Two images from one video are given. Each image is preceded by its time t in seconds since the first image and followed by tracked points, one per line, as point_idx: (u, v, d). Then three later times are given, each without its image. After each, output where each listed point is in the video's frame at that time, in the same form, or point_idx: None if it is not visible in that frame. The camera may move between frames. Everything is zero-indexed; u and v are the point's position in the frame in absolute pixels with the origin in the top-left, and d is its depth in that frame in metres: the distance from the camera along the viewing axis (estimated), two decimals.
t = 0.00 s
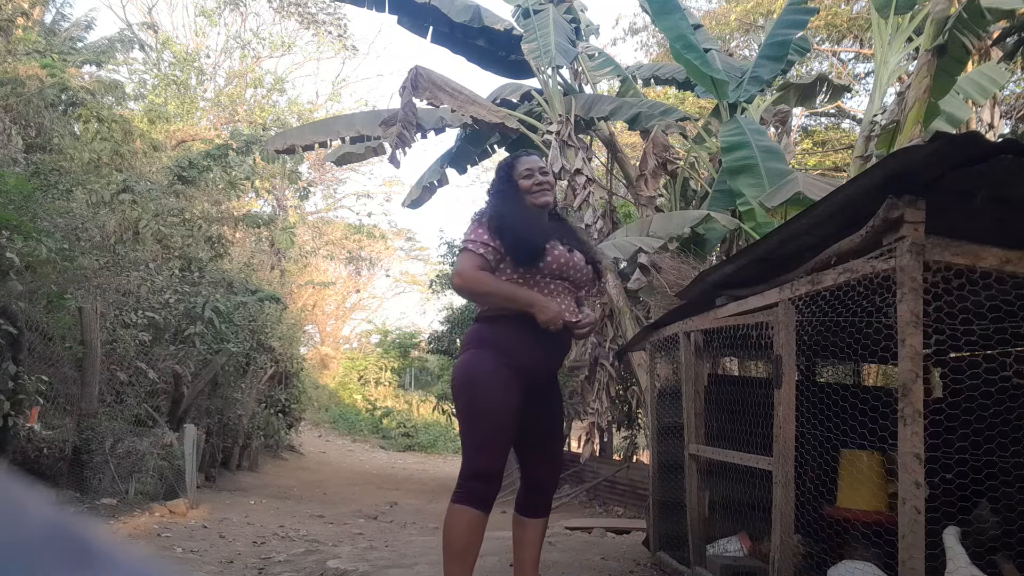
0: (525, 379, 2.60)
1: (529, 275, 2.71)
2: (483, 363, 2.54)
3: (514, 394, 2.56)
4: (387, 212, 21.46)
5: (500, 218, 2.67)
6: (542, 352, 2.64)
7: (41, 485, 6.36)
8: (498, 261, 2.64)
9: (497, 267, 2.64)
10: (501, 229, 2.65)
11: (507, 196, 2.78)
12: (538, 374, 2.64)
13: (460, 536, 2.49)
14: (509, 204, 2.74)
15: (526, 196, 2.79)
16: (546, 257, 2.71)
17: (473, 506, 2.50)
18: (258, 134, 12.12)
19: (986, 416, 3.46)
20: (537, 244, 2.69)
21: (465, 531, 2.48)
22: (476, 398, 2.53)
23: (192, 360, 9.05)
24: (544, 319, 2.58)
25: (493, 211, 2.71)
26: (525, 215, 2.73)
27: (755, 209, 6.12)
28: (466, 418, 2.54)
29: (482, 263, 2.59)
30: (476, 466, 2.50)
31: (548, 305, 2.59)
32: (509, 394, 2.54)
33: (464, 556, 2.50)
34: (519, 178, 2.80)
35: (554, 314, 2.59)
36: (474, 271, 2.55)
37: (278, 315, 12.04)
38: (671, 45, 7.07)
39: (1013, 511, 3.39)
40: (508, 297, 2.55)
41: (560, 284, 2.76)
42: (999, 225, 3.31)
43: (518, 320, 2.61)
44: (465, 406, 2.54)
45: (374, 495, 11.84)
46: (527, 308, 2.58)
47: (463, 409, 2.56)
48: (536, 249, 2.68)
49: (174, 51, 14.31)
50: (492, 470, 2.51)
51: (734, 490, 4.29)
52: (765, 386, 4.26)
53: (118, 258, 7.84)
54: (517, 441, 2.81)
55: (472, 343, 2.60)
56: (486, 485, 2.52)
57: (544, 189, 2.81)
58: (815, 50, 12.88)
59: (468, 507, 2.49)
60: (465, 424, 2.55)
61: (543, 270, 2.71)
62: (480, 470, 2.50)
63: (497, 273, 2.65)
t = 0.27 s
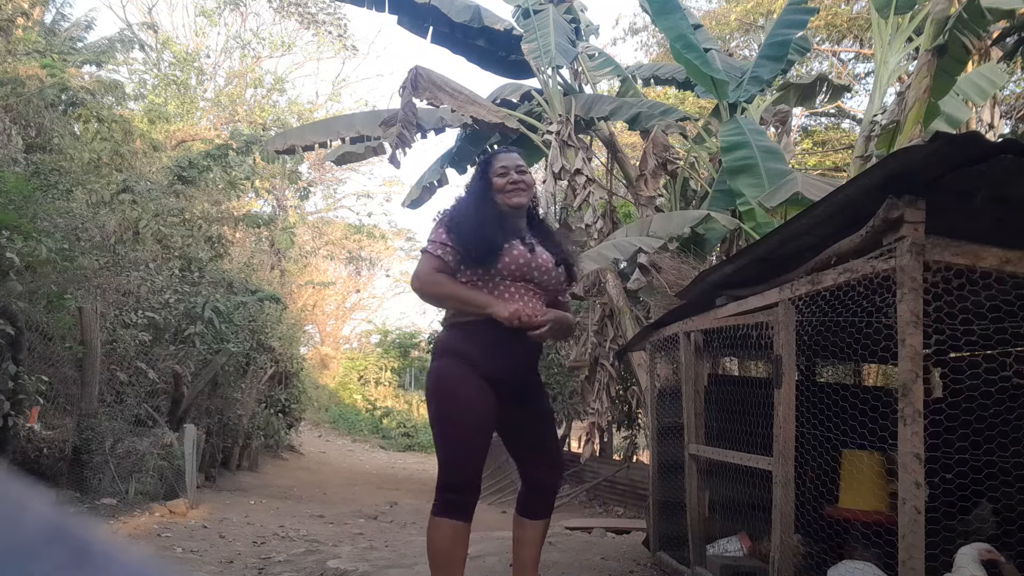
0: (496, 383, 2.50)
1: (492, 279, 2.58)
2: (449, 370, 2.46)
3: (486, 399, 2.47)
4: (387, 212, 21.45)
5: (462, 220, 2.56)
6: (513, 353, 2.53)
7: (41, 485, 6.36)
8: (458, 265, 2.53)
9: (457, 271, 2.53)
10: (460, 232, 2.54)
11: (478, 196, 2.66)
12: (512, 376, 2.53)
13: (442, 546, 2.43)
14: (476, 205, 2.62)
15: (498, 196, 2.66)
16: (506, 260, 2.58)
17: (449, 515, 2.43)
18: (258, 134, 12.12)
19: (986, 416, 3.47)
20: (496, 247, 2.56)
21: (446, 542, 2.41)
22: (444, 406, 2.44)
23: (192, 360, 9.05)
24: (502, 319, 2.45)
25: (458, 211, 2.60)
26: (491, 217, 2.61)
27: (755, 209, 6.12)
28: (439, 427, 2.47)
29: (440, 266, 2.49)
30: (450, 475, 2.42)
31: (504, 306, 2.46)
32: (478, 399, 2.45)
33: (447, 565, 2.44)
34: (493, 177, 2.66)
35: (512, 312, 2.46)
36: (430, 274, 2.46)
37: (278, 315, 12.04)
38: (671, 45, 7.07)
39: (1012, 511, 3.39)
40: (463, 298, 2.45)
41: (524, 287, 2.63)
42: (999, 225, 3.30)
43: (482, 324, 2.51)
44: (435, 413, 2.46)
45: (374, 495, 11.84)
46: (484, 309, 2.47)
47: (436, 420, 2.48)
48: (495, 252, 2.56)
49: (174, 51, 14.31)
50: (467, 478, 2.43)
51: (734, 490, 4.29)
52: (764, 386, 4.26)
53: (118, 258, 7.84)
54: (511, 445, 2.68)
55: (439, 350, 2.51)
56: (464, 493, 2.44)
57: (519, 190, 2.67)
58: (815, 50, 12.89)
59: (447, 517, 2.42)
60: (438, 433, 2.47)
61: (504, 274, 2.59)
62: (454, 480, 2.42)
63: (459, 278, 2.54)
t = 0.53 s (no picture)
0: (476, 378, 2.39)
1: (467, 283, 2.48)
2: (426, 372, 2.37)
3: (466, 396, 2.37)
4: (387, 212, 21.45)
5: (427, 225, 2.49)
6: (493, 349, 2.42)
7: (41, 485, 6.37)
8: (428, 272, 2.46)
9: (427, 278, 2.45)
10: (424, 237, 2.47)
11: (450, 198, 2.59)
12: (493, 370, 2.41)
13: (436, 552, 2.31)
14: (445, 208, 2.55)
15: (472, 198, 2.58)
16: (472, 263, 2.48)
17: (438, 518, 2.33)
18: (258, 134, 12.13)
19: (986, 416, 3.47)
20: (460, 251, 2.47)
21: (437, 545, 2.31)
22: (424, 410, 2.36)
23: (192, 360, 9.06)
24: (478, 328, 2.35)
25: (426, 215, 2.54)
26: (458, 220, 2.52)
27: (755, 209, 6.13)
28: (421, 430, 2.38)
29: (411, 276, 2.43)
30: (433, 477, 2.31)
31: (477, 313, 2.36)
32: (457, 396, 2.35)
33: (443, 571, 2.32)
34: (467, 177, 2.57)
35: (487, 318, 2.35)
36: (402, 285, 2.40)
37: (278, 315, 12.04)
38: (671, 45, 7.07)
39: (1012, 511, 3.40)
40: (436, 306, 2.37)
41: (502, 286, 2.51)
42: (999, 225, 3.30)
43: (460, 328, 2.41)
44: (417, 415, 2.37)
45: (374, 495, 11.84)
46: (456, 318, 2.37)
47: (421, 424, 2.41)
48: (459, 256, 2.46)
49: (174, 51, 14.32)
50: (452, 479, 2.32)
51: (734, 490, 4.28)
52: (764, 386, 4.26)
53: (118, 258, 7.84)
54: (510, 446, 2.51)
55: (419, 354, 2.44)
56: (453, 495, 2.33)
57: (493, 191, 2.57)
58: (815, 50, 12.89)
59: (438, 520, 2.32)
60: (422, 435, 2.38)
61: (474, 277, 2.48)
62: (437, 483, 2.31)
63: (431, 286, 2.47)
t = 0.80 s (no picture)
0: (473, 375, 2.32)
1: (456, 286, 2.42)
2: (425, 372, 2.32)
3: (463, 394, 2.30)
4: (387, 212, 21.44)
5: (411, 229, 2.47)
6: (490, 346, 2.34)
7: (41, 484, 6.36)
8: (417, 280, 2.43)
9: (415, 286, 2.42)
10: (407, 242, 2.44)
11: (438, 199, 2.54)
12: (490, 366, 2.33)
13: (441, 553, 2.24)
14: (430, 210, 2.51)
15: (459, 197, 2.52)
16: (456, 265, 2.41)
17: (440, 519, 2.25)
18: (258, 134, 12.13)
19: (985, 416, 3.47)
20: (441, 253, 2.41)
21: (439, 545, 2.23)
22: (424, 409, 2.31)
23: (192, 359, 9.06)
24: (467, 326, 2.32)
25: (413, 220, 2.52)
26: (442, 222, 2.47)
27: (755, 209, 6.14)
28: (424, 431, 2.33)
29: (403, 287, 2.43)
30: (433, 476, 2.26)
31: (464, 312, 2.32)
32: (453, 394, 2.29)
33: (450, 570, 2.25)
34: (455, 176, 2.52)
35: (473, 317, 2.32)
36: (393, 297, 2.41)
37: (278, 315, 12.04)
38: (671, 45, 7.07)
39: (1012, 511, 3.40)
40: (426, 314, 2.34)
41: (492, 285, 2.42)
42: (999, 225, 3.30)
43: (453, 331, 2.35)
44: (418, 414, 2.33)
45: (374, 495, 11.84)
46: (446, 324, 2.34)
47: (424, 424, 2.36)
48: (441, 260, 2.41)
49: (174, 51, 14.32)
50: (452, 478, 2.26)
51: (735, 490, 4.28)
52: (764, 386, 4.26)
53: (118, 258, 7.85)
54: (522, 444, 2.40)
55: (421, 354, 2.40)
56: (454, 495, 2.27)
57: (480, 188, 2.50)
58: (815, 50, 12.89)
59: (439, 520, 2.25)
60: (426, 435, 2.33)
61: (459, 280, 2.42)
62: (438, 482, 2.26)
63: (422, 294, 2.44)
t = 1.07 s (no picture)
0: (490, 376, 2.36)
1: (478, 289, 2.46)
2: (444, 373, 2.37)
3: (480, 395, 2.34)
4: (387, 212, 21.43)
5: (431, 231, 2.52)
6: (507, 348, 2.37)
7: (41, 484, 6.36)
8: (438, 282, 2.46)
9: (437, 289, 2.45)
10: (427, 244, 2.49)
11: (458, 200, 2.59)
12: (506, 368, 2.36)
13: (448, 549, 2.31)
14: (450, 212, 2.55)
15: (479, 197, 2.57)
16: (476, 268, 2.45)
17: (450, 518, 2.32)
18: (258, 134, 12.12)
19: (986, 416, 3.47)
20: (461, 256, 2.45)
21: (447, 544, 2.31)
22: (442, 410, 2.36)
23: (192, 359, 9.05)
24: (489, 329, 2.36)
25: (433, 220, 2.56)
26: (463, 223, 2.52)
27: (755, 209, 6.14)
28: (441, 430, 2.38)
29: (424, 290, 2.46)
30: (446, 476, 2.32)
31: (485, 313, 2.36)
32: (470, 396, 2.33)
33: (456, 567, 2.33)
34: (474, 175, 2.57)
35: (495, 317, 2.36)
36: (414, 299, 2.45)
37: (278, 314, 12.04)
38: (671, 45, 7.07)
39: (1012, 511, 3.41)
40: (449, 316, 2.38)
41: (513, 287, 2.46)
42: (999, 225, 3.31)
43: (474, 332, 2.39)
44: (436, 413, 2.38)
45: (374, 495, 11.84)
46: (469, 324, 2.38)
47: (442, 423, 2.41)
48: (461, 262, 2.45)
49: (174, 51, 14.32)
50: (463, 478, 2.32)
51: (735, 490, 4.29)
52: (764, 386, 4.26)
53: (118, 258, 7.84)
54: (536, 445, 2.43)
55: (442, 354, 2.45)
56: (464, 494, 2.32)
57: (500, 188, 2.55)
58: (815, 50, 12.90)
59: (448, 519, 2.32)
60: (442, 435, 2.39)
61: (480, 283, 2.46)
62: (450, 482, 2.32)
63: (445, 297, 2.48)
